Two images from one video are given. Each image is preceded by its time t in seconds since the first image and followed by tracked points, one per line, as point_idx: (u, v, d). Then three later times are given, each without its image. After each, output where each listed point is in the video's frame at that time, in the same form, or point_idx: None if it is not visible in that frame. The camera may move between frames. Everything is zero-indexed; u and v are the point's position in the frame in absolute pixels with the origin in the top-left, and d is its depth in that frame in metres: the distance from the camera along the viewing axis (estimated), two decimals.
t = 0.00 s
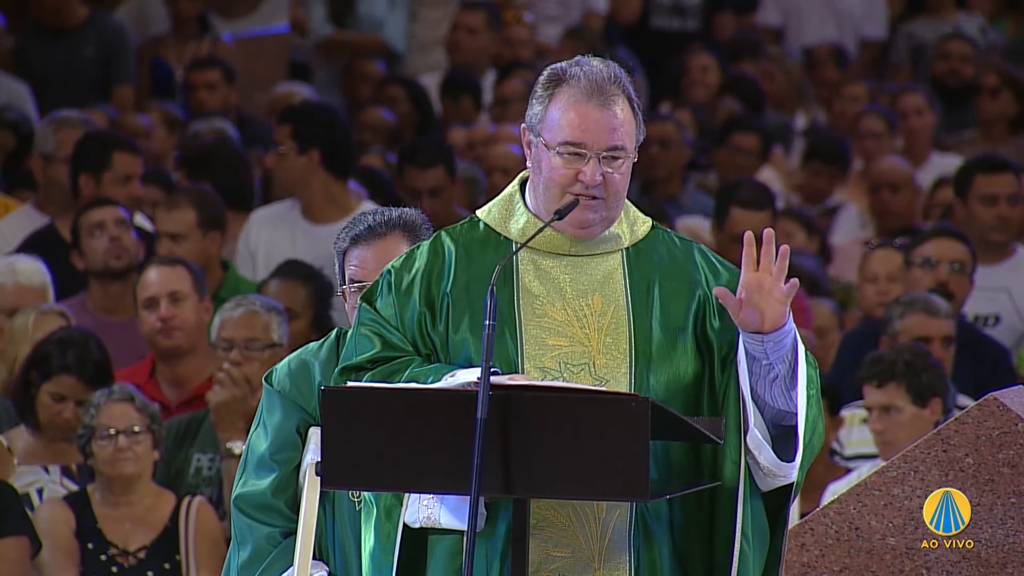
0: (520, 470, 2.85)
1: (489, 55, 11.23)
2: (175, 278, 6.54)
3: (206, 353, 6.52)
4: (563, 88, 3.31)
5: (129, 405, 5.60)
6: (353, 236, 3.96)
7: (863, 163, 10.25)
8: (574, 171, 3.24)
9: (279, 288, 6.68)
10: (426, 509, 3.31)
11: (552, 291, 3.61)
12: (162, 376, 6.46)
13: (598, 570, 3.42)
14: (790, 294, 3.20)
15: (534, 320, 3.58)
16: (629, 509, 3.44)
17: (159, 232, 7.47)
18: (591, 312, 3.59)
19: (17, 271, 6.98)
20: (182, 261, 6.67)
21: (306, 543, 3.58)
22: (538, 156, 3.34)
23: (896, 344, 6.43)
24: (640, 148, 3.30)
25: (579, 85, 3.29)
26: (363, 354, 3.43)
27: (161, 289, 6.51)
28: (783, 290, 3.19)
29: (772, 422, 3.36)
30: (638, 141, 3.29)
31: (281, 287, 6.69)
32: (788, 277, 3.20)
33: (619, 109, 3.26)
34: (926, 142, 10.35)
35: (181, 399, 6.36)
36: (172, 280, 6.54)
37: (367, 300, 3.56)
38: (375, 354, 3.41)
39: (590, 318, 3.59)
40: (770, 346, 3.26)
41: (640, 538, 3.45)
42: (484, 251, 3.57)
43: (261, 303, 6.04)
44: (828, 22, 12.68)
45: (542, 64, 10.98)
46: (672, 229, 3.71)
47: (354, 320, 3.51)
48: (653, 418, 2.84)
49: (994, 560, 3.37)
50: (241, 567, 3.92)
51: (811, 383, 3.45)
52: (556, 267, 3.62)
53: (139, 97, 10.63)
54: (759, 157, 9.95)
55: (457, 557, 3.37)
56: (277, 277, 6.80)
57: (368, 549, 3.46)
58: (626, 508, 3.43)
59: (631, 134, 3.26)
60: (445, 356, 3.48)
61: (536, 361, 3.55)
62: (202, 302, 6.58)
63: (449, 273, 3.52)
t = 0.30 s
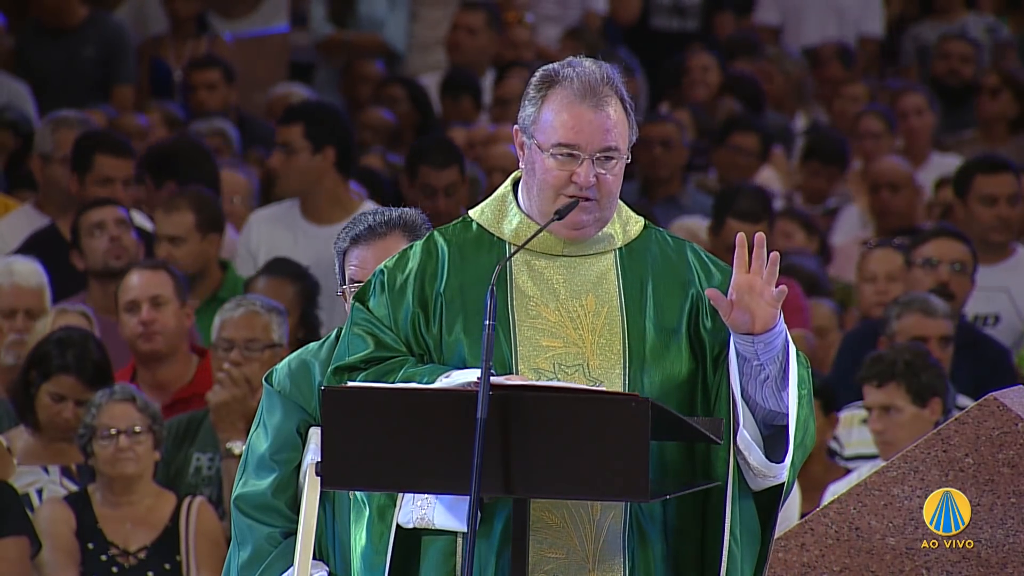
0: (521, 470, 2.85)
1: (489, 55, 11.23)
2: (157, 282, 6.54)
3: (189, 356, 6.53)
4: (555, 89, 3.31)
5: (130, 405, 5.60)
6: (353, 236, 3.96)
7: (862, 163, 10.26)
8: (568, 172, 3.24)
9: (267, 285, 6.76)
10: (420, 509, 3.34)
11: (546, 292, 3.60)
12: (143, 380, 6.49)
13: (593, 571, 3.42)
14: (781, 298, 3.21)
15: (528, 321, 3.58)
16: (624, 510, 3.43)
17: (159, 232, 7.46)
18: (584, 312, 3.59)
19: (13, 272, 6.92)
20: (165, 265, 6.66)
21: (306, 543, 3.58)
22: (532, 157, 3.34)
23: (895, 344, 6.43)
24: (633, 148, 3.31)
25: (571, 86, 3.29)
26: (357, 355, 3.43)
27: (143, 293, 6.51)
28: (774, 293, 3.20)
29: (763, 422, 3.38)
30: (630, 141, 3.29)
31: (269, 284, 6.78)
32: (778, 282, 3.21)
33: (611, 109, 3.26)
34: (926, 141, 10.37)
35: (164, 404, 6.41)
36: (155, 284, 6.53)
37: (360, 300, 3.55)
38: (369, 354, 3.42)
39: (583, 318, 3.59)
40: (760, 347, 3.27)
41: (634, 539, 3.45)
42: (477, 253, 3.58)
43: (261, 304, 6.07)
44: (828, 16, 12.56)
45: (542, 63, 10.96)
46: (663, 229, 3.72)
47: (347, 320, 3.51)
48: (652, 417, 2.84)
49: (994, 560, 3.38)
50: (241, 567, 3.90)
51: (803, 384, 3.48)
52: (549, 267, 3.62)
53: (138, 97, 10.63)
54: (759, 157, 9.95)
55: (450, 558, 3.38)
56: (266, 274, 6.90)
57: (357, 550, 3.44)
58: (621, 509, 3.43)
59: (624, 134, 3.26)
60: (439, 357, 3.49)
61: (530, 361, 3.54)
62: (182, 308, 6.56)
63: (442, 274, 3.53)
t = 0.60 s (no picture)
0: (521, 471, 2.85)
1: (490, 55, 11.22)
2: (148, 283, 6.55)
3: (180, 356, 6.53)
4: (552, 89, 3.31)
5: (131, 405, 5.60)
6: (353, 236, 3.97)
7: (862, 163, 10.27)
8: (565, 173, 3.24)
9: (254, 285, 6.80)
10: (418, 509, 3.32)
11: (542, 292, 3.60)
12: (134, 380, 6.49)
13: (592, 571, 3.42)
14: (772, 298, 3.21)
15: (525, 320, 3.58)
16: (622, 510, 3.43)
17: (159, 231, 7.45)
18: (581, 312, 3.59)
19: None
20: (155, 267, 6.67)
21: (306, 542, 3.58)
22: (529, 158, 3.34)
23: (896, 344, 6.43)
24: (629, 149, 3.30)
25: (567, 86, 3.29)
26: (354, 355, 3.44)
27: (135, 294, 6.52)
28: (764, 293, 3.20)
29: (757, 422, 3.39)
30: (626, 141, 3.29)
31: (259, 284, 6.82)
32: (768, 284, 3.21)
33: (606, 110, 3.25)
34: (926, 141, 10.38)
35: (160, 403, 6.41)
36: (145, 284, 6.54)
37: (357, 299, 3.55)
38: (367, 355, 3.43)
39: (580, 319, 3.58)
40: (751, 348, 3.27)
41: (633, 541, 3.45)
42: (476, 252, 3.57)
43: (260, 304, 6.11)
44: (826, 18, 12.47)
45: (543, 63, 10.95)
46: (660, 228, 3.72)
47: (344, 321, 3.52)
48: (652, 418, 2.84)
49: (994, 560, 3.37)
50: (241, 567, 3.90)
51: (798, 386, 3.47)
52: (546, 268, 3.62)
53: (138, 97, 10.63)
54: (759, 157, 9.96)
55: (448, 558, 3.38)
56: (254, 274, 6.93)
57: (356, 550, 3.44)
58: (619, 509, 3.43)
59: (620, 135, 3.26)
60: (436, 357, 3.49)
61: (527, 361, 3.54)
62: (174, 308, 6.56)
63: (439, 274, 3.53)
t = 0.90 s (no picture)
0: (521, 471, 2.85)
1: (490, 55, 11.22)
2: (146, 282, 6.53)
3: (178, 357, 6.54)
4: (549, 89, 3.31)
5: (131, 405, 5.60)
6: (353, 237, 3.97)
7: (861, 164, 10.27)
8: (563, 173, 3.24)
9: (247, 288, 6.80)
10: (418, 509, 3.33)
11: (541, 291, 3.60)
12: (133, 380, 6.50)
13: (591, 571, 3.42)
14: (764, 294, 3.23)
15: (524, 320, 3.58)
16: (621, 510, 3.43)
17: (159, 230, 7.45)
18: (580, 312, 3.59)
19: None
20: (154, 267, 6.66)
21: (306, 541, 3.59)
22: (527, 158, 3.34)
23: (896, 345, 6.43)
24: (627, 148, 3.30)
25: (564, 87, 3.29)
26: (353, 355, 3.44)
27: (133, 293, 6.50)
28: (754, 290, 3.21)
29: (754, 419, 3.39)
30: (624, 142, 3.29)
31: (251, 286, 6.82)
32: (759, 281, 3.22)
33: (604, 110, 3.25)
34: (926, 141, 10.38)
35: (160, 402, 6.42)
36: (143, 284, 6.53)
37: (356, 299, 3.55)
38: (367, 354, 3.43)
39: (578, 318, 3.58)
40: (745, 346, 3.29)
41: (633, 540, 3.45)
42: (475, 252, 3.56)
43: (259, 304, 6.13)
44: (826, 18, 12.40)
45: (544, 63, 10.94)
46: (658, 227, 3.72)
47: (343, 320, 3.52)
48: (652, 418, 2.84)
49: (994, 560, 3.37)
50: (241, 566, 3.90)
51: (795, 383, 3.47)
52: (544, 268, 3.61)
53: (138, 97, 10.63)
54: (759, 157, 9.96)
55: (448, 558, 3.37)
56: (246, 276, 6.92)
57: (356, 550, 3.44)
58: (618, 508, 3.43)
59: (618, 134, 3.26)
60: (435, 357, 3.49)
61: (527, 361, 3.54)
62: (172, 307, 6.55)
63: (438, 273, 3.52)
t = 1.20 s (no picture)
0: (520, 471, 2.85)
1: (490, 55, 11.22)
2: (147, 284, 6.52)
3: (178, 358, 6.56)
4: (547, 89, 3.31)
5: (131, 405, 5.59)
6: (353, 237, 3.97)
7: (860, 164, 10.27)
8: (561, 172, 3.24)
9: (242, 288, 6.80)
10: (418, 509, 3.33)
11: (541, 291, 3.60)
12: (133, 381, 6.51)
13: (590, 569, 3.41)
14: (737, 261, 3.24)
15: (523, 320, 3.57)
16: (620, 508, 3.43)
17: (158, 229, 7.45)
18: (579, 310, 3.58)
19: None
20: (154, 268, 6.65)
21: (306, 540, 3.59)
22: (524, 158, 3.34)
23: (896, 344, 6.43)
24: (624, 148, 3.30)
25: (562, 86, 3.29)
26: (353, 355, 3.44)
27: (134, 295, 6.48)
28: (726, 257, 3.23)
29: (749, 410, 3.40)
30: (621, 141, 3.29)
31: (246, 286, 6.82)
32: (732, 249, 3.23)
33: (601, 109, 3.25)
34: (926, 141, 10.38)
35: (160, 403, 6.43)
36: (144, 285, 6.51)
37: (356, 300, 3.55)
38: (366, 354, 3.43)
39: (577, 317, 3.58)
40: (726, 322, 3.30)
41: (632, 538, 3.45)
42: (475, 250, 3.56)
43: (256, 304, 6.13)
44: (826, 17, 12.43)
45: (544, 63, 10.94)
46: (657, 225, 3.71)
47: (342, 320, 3.52)
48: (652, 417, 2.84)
49: (995, 560, 3.37)
50: (241, 566, 3.90)
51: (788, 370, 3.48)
52: (544, 266, 3.61)
53: (138, 97, 10.64)
54: (759, 157, 9.96)
55: (448, 558, 3.38)
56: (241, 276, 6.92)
57: (356, 551, 3.44)
58: (617, 506, 3.43)
59: (615, 134, 3.26)
60: (433, 356, 3.49)
61: (526, 360, 3.55)
62: (172, 309, 6.56)
63: (437, 271, 3.52)
